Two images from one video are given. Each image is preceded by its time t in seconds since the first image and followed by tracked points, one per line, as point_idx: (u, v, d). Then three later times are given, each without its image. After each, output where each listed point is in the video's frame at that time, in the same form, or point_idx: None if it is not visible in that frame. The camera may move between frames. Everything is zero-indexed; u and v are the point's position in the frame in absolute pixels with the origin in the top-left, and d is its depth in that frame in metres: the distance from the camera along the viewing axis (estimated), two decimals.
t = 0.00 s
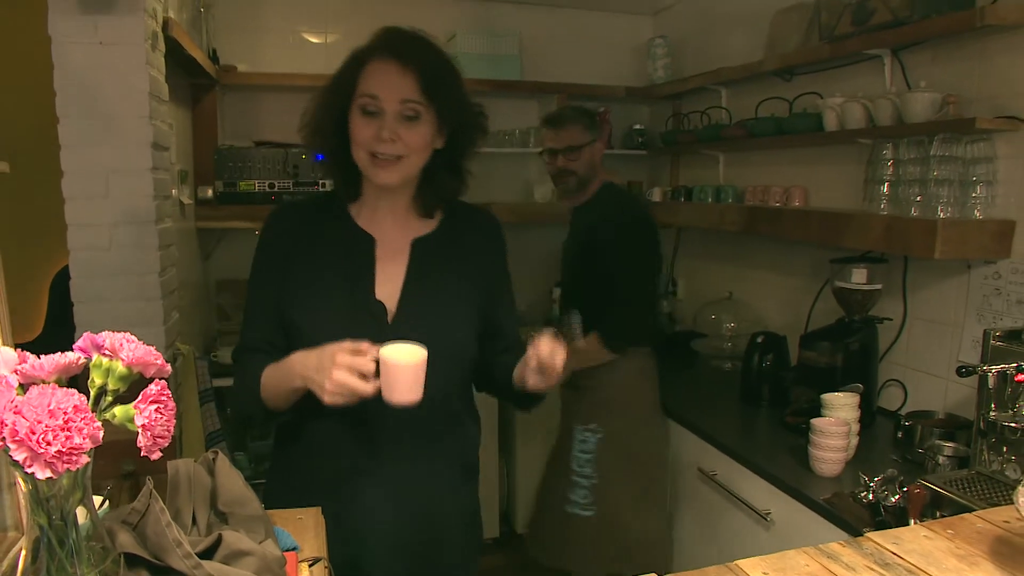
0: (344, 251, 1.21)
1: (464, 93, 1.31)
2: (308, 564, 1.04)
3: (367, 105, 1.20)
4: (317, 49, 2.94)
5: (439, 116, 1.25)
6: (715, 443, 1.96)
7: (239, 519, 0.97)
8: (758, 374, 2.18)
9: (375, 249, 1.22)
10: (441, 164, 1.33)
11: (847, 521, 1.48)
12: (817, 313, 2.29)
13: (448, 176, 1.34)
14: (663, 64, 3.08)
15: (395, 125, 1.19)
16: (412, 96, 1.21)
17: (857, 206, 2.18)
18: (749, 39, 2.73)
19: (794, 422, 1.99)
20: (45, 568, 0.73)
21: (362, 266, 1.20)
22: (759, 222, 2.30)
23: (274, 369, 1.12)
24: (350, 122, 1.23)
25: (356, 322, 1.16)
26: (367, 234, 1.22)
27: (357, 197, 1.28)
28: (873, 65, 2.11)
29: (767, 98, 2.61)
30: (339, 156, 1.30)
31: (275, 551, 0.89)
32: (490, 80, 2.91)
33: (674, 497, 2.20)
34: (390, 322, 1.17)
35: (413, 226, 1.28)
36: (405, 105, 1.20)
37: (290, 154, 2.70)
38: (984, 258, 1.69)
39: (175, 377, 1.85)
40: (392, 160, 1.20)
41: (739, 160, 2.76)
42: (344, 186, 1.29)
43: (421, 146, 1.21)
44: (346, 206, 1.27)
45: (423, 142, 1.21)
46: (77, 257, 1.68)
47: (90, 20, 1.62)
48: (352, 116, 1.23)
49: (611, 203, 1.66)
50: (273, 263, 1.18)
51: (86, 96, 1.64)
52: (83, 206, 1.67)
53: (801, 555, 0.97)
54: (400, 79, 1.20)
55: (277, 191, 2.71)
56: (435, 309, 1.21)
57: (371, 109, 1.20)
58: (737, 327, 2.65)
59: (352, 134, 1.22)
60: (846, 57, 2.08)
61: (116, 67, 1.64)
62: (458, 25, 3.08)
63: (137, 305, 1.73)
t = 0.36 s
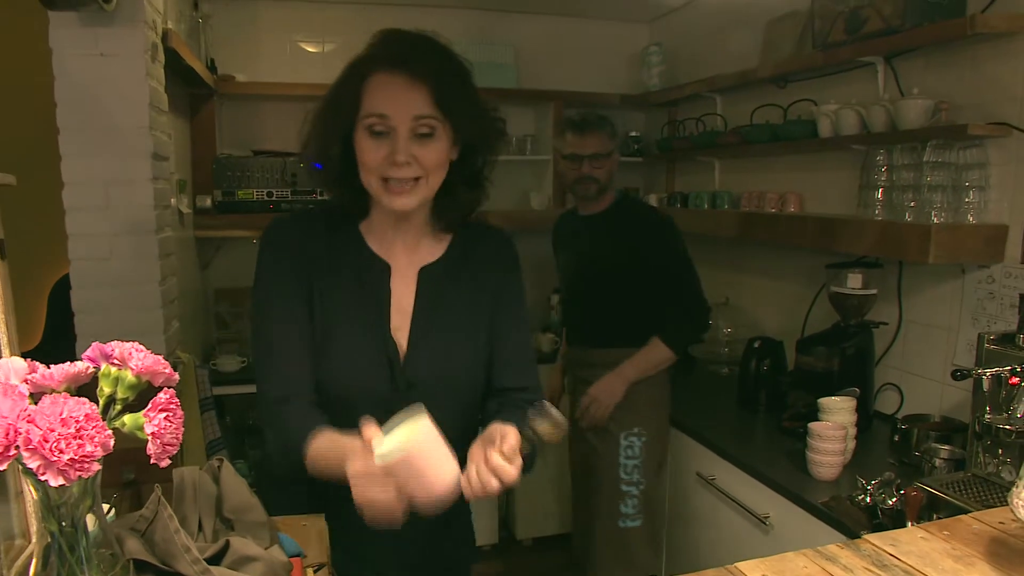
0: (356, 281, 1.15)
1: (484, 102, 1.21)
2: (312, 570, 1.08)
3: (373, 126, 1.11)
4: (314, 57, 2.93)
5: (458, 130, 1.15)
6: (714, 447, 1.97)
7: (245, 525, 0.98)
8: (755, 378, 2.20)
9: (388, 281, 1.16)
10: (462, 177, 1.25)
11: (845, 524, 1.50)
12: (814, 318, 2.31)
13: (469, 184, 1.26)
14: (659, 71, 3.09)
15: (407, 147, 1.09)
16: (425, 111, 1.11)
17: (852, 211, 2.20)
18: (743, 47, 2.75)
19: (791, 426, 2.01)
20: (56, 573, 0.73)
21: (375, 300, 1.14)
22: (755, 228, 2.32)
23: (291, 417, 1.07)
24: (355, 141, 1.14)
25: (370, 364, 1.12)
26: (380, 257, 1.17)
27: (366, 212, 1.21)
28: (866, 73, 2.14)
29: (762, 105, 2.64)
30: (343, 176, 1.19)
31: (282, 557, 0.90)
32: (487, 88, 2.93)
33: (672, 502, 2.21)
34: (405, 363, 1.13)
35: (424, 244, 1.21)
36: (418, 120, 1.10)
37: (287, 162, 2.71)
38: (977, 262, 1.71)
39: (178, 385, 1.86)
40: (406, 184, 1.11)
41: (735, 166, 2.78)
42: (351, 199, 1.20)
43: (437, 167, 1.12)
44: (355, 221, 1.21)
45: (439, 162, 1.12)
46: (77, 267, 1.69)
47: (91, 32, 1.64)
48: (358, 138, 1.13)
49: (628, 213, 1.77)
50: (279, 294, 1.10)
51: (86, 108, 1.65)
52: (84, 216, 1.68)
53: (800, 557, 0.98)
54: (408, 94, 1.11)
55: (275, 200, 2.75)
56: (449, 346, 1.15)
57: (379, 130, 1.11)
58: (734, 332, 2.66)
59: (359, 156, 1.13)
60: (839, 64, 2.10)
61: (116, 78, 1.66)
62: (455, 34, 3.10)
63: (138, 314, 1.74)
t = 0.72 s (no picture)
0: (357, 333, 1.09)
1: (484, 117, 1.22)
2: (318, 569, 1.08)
3: (370, 151, 1.00)
4: (313, 61, 2.96)
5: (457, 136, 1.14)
6: (714, 449, 1.98)
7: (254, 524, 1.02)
8: (754, 380, 2.21)
9: (390, 328, 1.09)
10: (463, 209, 1.15)
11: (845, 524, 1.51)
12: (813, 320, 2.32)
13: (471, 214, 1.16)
14: (656, 75, 3.05)
15: (409, 170, 0.98)
16: (422, 129, 1.00)
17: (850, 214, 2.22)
18: (740, 51, 2.77)
19: (791, 428, 2.02)
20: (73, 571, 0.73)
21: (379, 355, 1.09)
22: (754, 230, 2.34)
23: (318, 508, 0.95)
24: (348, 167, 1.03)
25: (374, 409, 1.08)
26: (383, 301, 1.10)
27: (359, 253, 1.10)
28: (865, 77, 2.16)
29: (761, 108, 2.65)
30: (334, 215, 1.09)
31: (294, 556, 0.97)
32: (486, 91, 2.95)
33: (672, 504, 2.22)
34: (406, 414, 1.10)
35: (418, 288, 1.13)
36: (418, 140, 1.00)
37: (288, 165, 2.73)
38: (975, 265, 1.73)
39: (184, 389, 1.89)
40: (410, 215, 0.97)
41: (733, 169, 2.80)
42: (339, 242, 1.09)
43: (437, 196, 1.00)
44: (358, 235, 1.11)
45: (440, 189, 1.00)
46: (81, 269, 1.69)
47: (96, 36, 1.65)
48: (353, 165, 1.02)
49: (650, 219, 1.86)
50: (283, 355, 1.00)
51: (90, 111, 1.66)
52: (88, 218, 1.69)
53: (803, 557, 0.99)
54: (402, 110, 1.00)
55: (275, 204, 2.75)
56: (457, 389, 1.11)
57: (375, 154, 1.00)
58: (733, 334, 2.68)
59: (355, 186, 1.01)
60: (838, 68, 2.12)
61: (120, 82, 1.67)
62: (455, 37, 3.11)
63: (142, 317, 1.74)
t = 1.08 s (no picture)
0: (369, 365, 1.07)
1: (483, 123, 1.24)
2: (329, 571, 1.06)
3: (385, 165, 0.98)
4: (305, 65, 2.98)
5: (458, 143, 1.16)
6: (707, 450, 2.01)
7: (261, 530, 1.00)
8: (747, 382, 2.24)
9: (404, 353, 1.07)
10: (485, 235, 1.11)
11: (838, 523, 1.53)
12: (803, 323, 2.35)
13: (493, 241, 1.12)
14: (647, 80, 3.16)
15: (428, 185, 0.95)
16: (442, 145, 0.99)
17: (839, 218, 2.25)
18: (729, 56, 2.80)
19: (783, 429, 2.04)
20: None
21: (394, 388, 1.08)
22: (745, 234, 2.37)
23: (332, 548, 0.93)
24: (362, 183, 1.01)
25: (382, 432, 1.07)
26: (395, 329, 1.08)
27: (374, 279, 1.08)
28: (853, 82, 2.19)
29: (750, 113, 2.68)
30: (346, 236, 1.07)
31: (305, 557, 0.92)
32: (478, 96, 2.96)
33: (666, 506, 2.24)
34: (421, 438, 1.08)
35: (434, 319, 1.12)
36: (438, 156, 0.98)
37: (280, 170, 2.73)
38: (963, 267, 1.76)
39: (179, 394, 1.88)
40: (424, 236, 0.95)
41: (724, 173, 2.83)
42: (352, 268, 1.07)
43: (460, 213, 0.97)
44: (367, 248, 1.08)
45: (462, 210, 0.98)
46: (76, 275, 1.69)
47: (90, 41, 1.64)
48: (367, 179, 1.00)
49: (685, 229, 1.72)
50: (293, 385, 0.97)
51: (84, 117, 1.66)
52: (83, 223, 1.68)
53: (801, 554, 1.01)
54: (423, 123, 0.99)
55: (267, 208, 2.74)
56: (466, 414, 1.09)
57: (393, 168, 0.98)
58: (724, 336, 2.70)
59: (367, 203, 0.98)
60: (827, 74, 2.15)
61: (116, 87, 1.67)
62: (446, 42, 3.13)
63: (137, 322, 1.74)
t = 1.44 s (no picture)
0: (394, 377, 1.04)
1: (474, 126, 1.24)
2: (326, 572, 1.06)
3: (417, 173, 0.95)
4: (287, 65, 2.96)
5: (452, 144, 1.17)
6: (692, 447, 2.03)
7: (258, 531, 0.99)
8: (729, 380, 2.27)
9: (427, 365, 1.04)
10: (517, 253, 1.08)
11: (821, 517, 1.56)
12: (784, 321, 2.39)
13: (525, 260, 1.09)
14: (628, 80, 3.19)
15: (459, 195, 0.93)
16: (477, 155, 0.96)
17: (818, 217, 2.29)
18: (709, 58, 2.84)
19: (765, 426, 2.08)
20: None
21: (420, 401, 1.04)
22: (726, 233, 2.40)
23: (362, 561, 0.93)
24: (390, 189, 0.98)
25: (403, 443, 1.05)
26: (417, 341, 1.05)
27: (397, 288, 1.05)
28: (831, 84, 2.23)
29: (731, 113, 2.72)
30: (376, 246, 1.04)
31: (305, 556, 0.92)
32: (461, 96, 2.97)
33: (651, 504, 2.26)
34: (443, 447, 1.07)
35: (459, 329, 1.08)
36: (471, 168, 0.96)
37: (263, 170, 2.72)
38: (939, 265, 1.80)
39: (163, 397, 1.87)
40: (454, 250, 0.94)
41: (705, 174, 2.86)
42: (381, 278, 1.03)
43: (489, 224, 0.95)
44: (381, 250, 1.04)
45: (492, 222, 0.97)
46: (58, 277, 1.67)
47: (72, 40, 1.63)
48: (394, 185, 0.97)
49: (696, 233, 1.78)
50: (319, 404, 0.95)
51: (66, 118, 1.64)
52: (65, 224, 1.66)
53: (790, 546, 1.03)
54: (460, 133, 0.96)
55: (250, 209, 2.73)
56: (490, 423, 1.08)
57: (423, 176, 0.95)
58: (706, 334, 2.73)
59: (395, 210, 0.95)
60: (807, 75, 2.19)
61: (99, 88, 1.65)
62: (428, 42, 3.13)
63: (121, 324, 1.73)
